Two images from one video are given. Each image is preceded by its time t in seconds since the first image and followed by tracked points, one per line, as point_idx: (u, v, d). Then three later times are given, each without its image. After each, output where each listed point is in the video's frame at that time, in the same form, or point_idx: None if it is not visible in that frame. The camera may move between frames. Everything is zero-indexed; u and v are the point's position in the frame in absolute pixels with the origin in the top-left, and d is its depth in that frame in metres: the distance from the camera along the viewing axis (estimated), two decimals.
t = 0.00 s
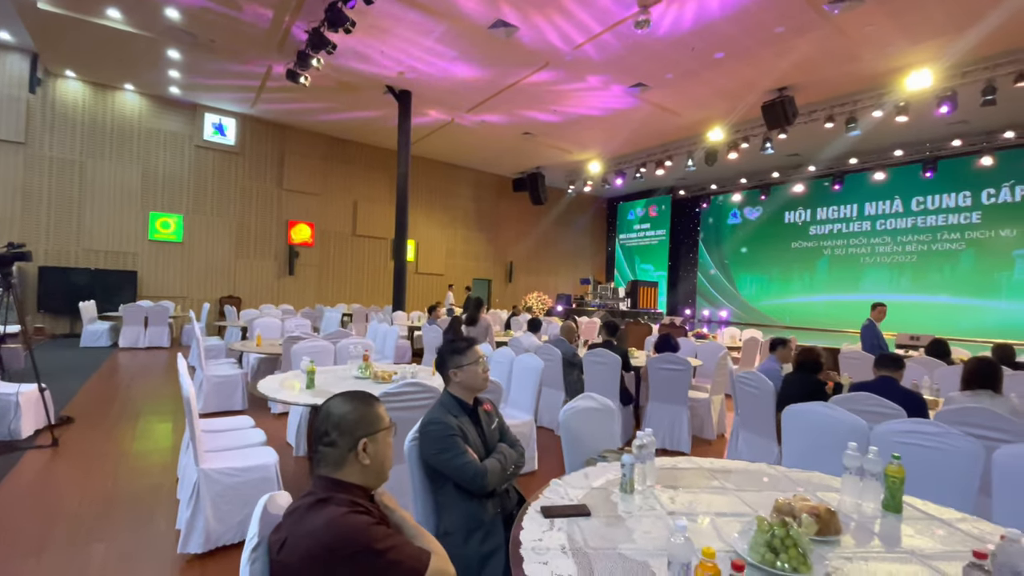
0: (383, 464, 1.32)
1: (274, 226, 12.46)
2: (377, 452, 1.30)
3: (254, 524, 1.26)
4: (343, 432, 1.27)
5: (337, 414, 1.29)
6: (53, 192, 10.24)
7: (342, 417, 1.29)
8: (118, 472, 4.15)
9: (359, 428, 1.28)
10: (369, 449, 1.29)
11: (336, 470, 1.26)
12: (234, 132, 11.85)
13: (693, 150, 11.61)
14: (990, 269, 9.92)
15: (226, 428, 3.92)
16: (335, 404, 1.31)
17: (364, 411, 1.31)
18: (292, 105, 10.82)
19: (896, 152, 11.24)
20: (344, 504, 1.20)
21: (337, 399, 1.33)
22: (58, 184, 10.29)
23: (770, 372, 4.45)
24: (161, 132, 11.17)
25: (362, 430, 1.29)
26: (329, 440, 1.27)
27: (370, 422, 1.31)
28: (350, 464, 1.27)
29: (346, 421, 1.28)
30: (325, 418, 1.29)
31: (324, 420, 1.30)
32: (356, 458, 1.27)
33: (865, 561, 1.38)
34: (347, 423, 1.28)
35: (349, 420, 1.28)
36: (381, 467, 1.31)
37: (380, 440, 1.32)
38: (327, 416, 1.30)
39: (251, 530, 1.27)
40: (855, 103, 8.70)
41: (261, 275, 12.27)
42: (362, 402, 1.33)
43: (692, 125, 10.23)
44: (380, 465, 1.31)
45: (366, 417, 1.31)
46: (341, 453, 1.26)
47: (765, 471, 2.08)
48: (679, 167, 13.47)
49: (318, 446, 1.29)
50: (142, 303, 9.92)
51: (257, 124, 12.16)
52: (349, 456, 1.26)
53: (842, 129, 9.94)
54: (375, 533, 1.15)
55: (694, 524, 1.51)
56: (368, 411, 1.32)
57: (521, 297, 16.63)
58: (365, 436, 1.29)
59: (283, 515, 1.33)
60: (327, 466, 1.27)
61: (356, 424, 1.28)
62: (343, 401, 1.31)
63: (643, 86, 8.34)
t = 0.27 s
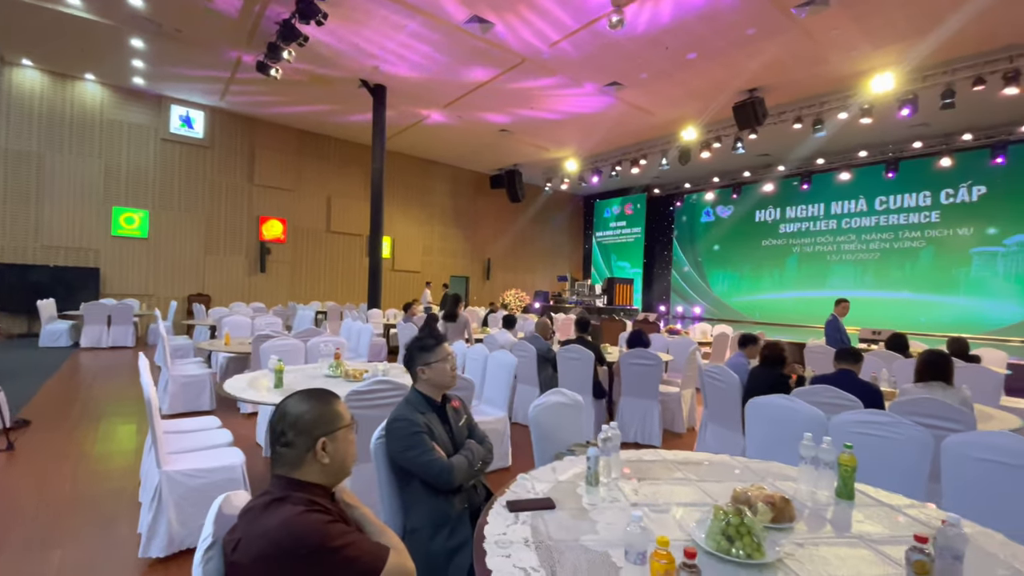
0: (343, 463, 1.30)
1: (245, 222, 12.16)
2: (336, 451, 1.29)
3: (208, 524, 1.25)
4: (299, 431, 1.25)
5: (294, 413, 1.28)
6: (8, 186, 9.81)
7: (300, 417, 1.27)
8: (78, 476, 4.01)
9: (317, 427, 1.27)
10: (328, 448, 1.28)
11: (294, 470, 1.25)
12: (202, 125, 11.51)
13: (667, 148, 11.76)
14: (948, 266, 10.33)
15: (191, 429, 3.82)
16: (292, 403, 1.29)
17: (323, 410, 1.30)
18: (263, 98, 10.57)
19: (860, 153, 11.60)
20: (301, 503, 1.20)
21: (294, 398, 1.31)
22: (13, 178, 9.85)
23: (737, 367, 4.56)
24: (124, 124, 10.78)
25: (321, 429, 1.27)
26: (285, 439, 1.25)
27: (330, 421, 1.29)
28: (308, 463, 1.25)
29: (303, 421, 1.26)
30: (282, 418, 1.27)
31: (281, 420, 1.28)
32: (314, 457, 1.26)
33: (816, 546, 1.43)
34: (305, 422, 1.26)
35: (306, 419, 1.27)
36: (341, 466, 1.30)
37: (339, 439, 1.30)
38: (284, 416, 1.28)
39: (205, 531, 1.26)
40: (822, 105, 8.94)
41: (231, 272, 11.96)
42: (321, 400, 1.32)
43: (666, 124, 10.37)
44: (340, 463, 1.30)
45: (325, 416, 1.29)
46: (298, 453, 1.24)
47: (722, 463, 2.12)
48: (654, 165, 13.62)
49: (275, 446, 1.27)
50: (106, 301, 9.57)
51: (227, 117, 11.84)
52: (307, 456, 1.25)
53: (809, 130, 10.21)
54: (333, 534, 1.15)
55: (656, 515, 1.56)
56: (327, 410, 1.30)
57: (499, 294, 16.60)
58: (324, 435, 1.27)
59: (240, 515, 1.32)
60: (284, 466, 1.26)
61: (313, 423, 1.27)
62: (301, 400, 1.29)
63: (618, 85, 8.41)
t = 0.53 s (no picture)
0: (293, 463, 1.28)
1: (211, 217, 11.79)
2: (284, 451, 1.26)
3: (154, 527, 1.26)
4: (244, 432, 1.22)
5: (239, 414, 1.24)
6: None
7: (244, 417, 1.24)
8: (30, 481, 3.84)
9: (263, 428, 1.23)
10: (275, 449, 1.25)
11: (240, 471, 1.22)
12: (164, 116, 11.09)
13: (640, 147, 11.91)
14: (905, 264, 10.78)
15: (150, 430, 3.70)
16: (237, 403, 1.26)
17: (269, 409, 1.26)
18: (228, 89, 10.24)
19: (823, 154, 11.96)
20: (248, 506, 1.18)
21: (241, 397, 1.28)
22: None
23: (702, 361, 4.67)
24: (80, 114, 10.31)
25: (267, 430, 1.24)
26: (230, 441, 1.23)
27: (277, 421, 1.26)
28: (255, 464, 1.23)
29: (248, 421, 1.23)
30: (225, 419, 1.24)
31: (227, 420, 1.25)
32: (261, 459, 1.23)
33: (765, 533, 1.49)
34: (249, 423, 1.23)
35: (251, 420, 1.24)
36: (291, 466, 1.27)
37: (288, 438, 1.27)
38: (229, 416, 1.25)
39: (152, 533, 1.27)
40: (787, 107, 9.18)
41: (195, 268, 11.58)
42: (267, 399, 1.28)
43: (638, 124, 10.49)
44: (289, 463, 1.27)
45: (271, 416, 1.26)
46: (243, 454, 1.22)
47: (681, 454, 2.18)
48: (627, 164, 13.76)
49: (221, 446, 1.25)
50: (61, 300, 9.16)
51: (191, 109, 11.44)
52: (253, 457, 1.22)
53: (775, 131, 10.47)
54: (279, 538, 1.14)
55: (614, 506, 1.60)
56: (274, 409, 1.27)
57: (474, 291, 16.52)
58: (270, 436, 1.24)
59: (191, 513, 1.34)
60: (230, 467, 1.23)
61: (259, 424, 1.23)
62: (246, 400, 1.25)
63: (590, 84, 8.46)
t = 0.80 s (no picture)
0: (236, 467, 1.26)
1: (169, 212, 11.35)
2: (226, 455, 1.25)
3: (91, 534, 1.24)
4: (183, 437, 1.22)
5: (179, 417, 1.23)
6: None
7: (183, 421, 1.23)
8: None
9: (203, 432, 1.22)
10: (217, 453, 1.23)
11: (180, 476, 1.21)
12: (119, 106, 10.61)
13: (609, 147, 12.04)
14: (860, 262, 11.24)
15: (100, 434, 3.55)
16: (177, 406, 1.25)
17: (211, 412, 1.25)
18: (187, 79, 9.87)
19: (784, 155, 12.35)
20: (189, 514, 1.16)
21: (182, 400, 1.26)
22: None
23: (665, 356, 4.78)
24: (27, 102, 9.76)
25: (206, 433, 1.23)
26: (169, 445, 1.22)
27: (219, 424, 1.25)
28: (195, 469, 1.22)
29: (187, 426, 1.22)
30: (165, 422, 1.23)
31: (166, 424, 1.24)
32: (200, 463, 1.22)
33: (715, 521, 1.56)
34: (189, 427, 1.22)
35: (191, 424, 1.23)
36: (236, 469, 1.26)
37: (231, 442, 1.25)
38: (169, 420, 1.24)
39: (89, 539, 1.25)
40: (750, 109, 9.43)
41: (153, 265, 11.14)
42: (210, 401, 1.27)
43: (607, 123, 10.60)
44: (233, 467, 1.26)
45: (212, 419, 1.24)
46: (182, 459, 1.21)
47: (644, 448, 2.28)
48: (597, 162, 13.89)
49: (162, 450, 1.24)
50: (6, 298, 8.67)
51: (147, 99, 10.97)
52: (192, 463, 1.21)
53: (739, 132, 10.74)
54: (214, 546, 1.12)
55: (571, 498, 1.67)
56: (215, 412, 1.25)
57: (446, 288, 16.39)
58: (211, 440, 1.23)
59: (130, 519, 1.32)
60: (170, 473, 1.22)
61: (199, 428, 1.23)
62: (187, 403, 1.24)
63: (560, 83, 8.49)
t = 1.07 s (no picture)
0: (168, 468, 1.25)
1: (120, 206, 10.82)
2: (159, 455, 1.24)
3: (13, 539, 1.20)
4: (113, 437, 1.21)
5: (109, 416, 1.22)
6: None
7: (113, 420, 1.22)
8: None
9: (134, 431, 1.22)
10: (148, 453, 1.23)
11: (109, 478, 1.20)
12: (64, 94, 10.03)
13: (576, 146, 12.14)
14: (814, 261, 11.69)
15: (39, 439, 3.35)
16: (108, 404, 1.23)
17: (145, 410, 1.24)
18: (138, 67, 9.41)
19: (744, 157, 12.73)
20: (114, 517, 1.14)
21: (114, 399, 1.25)
22: None
23: (626, 351, 4.87)
24: None
25: (137, 433, 1.22)
26: (97, 446, 1.21)
27: (151, 424, 1.24)
28: (125, 470, 1.21)
29: (117, 425, 1.21)
30: (95, 422, 1.22)
31: (95, 423, 1.22)
32: (131, 463, 1.21)
33: (664, 511, 1.63)
34: (119, 426, 1.21)
35: (121, 423, 1.22)
36: (168, 471, 1.26)
37: (163, 443, 1.25)
38: (98, 419, 1.22)
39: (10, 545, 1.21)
40: (711, 111, 9.68)
41: (103, 262, 10.60)
42: (144, 400, 1.26)
43: (575, 122, 10.68)
44: (165, 468, 1.25)
45: (145, 419, 1.24)
46: (112, 459, 1.20)
47: (602, 442, 2.36)
48: (565, 161, 13.96)
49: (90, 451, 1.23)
50: None
51: (95, 87, 10.42)
52: (123, 463, 1.21)
53: (702, 134, 10.99)
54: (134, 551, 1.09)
55: (527, 493, 1.72)
56: (148, 411, 1.24)
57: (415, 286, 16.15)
58: (143, 440, 1.23)
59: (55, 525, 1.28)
60: (99, 474, 1.21)
61: (130, 428, 1.22)
62: (119, 402, 1.23)
63: (527, 81, 8.49)
